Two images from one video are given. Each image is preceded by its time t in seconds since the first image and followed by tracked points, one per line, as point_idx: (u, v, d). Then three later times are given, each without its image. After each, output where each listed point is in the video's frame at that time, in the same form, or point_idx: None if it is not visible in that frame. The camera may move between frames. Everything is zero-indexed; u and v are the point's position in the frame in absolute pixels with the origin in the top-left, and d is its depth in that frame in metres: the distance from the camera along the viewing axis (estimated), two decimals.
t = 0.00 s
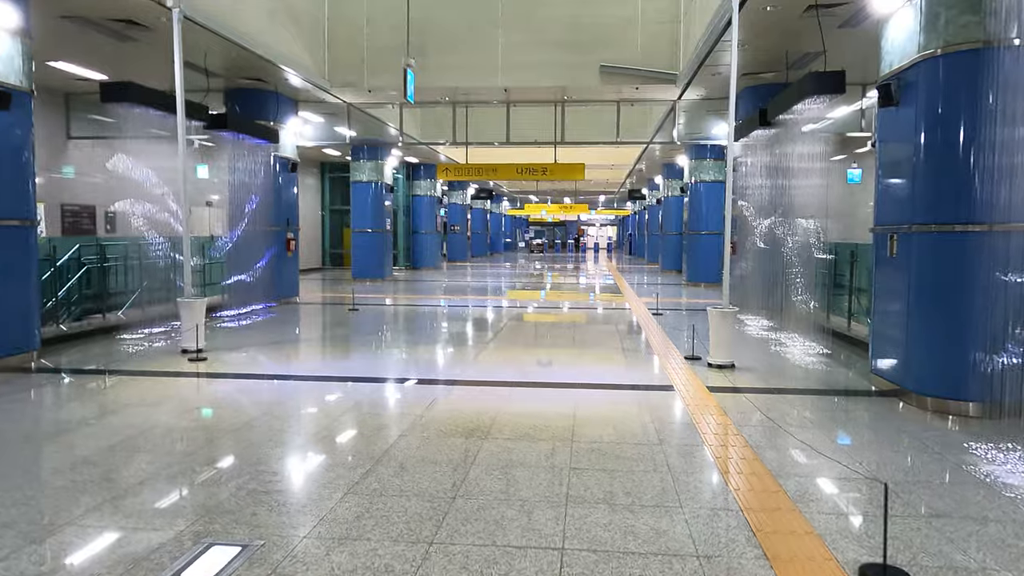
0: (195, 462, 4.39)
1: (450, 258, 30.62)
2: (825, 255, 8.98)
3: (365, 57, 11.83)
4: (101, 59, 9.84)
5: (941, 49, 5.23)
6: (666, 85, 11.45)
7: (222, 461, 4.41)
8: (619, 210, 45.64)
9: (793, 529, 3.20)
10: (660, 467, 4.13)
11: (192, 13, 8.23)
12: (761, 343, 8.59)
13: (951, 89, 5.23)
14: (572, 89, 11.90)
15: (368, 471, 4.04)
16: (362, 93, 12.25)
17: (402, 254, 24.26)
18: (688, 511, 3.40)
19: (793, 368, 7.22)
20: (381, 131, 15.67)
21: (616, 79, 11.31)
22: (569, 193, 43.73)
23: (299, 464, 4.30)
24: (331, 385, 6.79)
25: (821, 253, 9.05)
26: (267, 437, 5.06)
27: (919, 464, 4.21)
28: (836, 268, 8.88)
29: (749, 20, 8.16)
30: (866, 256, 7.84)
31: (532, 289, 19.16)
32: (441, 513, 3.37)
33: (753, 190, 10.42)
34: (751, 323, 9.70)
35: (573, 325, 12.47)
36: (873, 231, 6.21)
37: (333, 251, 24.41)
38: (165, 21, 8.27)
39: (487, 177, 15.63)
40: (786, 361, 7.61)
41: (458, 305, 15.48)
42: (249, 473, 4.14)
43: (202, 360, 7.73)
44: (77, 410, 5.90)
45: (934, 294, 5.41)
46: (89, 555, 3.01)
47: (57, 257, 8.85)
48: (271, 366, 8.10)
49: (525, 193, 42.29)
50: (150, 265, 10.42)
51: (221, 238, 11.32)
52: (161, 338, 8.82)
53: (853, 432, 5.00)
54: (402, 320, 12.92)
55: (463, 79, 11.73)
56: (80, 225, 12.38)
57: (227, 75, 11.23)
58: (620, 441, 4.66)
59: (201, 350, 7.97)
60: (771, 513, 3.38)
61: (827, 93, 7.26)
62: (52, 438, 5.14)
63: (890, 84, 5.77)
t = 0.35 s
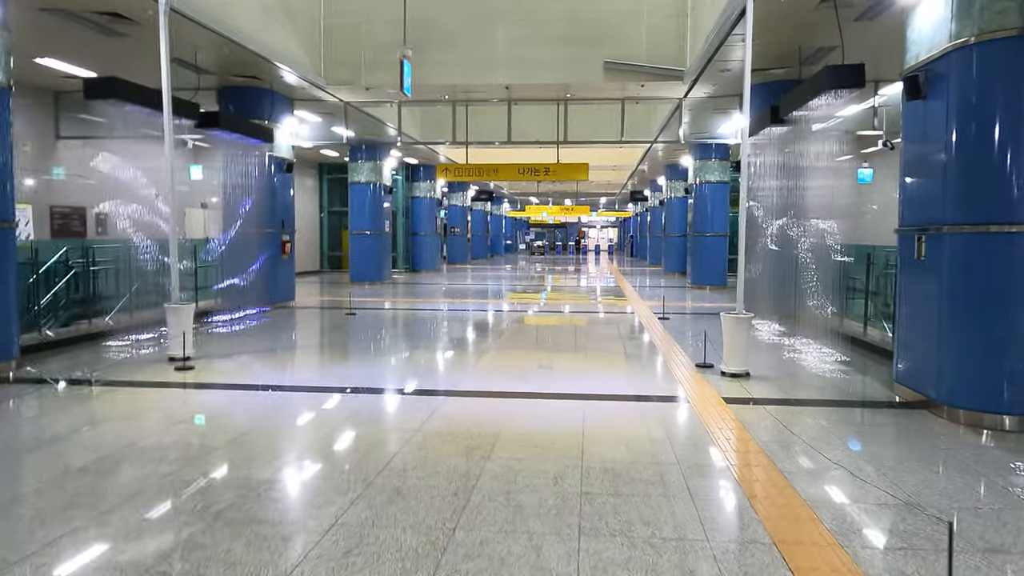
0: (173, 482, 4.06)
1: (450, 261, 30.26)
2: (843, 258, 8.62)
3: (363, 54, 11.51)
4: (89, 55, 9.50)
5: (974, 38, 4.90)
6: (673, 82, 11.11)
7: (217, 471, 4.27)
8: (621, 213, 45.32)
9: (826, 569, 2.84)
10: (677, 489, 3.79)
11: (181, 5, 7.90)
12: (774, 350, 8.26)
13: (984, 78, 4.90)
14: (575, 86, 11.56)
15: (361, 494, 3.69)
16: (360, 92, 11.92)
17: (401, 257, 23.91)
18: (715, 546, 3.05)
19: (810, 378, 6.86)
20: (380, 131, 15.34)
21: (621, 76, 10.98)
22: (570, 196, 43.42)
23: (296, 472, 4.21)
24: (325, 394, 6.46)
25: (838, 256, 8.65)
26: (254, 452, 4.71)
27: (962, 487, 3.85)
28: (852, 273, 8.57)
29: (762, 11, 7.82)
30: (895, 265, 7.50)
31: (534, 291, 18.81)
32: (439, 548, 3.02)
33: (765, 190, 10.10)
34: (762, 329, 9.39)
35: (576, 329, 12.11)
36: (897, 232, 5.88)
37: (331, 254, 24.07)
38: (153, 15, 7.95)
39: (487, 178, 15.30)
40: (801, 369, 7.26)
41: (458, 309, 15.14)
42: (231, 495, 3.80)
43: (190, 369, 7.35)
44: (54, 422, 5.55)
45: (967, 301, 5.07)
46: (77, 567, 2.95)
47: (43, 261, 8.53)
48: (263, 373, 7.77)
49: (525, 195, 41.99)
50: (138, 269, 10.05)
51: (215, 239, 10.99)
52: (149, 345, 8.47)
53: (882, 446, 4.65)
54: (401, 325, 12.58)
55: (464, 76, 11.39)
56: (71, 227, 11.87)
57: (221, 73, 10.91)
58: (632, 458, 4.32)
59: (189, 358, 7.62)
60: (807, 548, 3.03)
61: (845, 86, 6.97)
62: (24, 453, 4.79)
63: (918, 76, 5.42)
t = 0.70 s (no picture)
0: (129, 509, 3.68)
1: (443, 269, 29.89)
2: (852, 266, 8.24)
3: (351, 56, 11.20)
4: (68, 55, 9.18)
5: (993, 31, 4.60)
6: (670, 85, 10.82)
7: (201, 484, 4.13)
8: (616, 219, 45.07)
9: None
10: (683, 518, 3.46)
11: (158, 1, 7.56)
12: (777, 361, 7.97)
13: (1004, 74, 4.61)
14: (570, 89, 11.26)
15: (334, 526, 3.34)
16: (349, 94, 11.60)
17: (393, 264, 23.57)
18: None
19: (816, 390, 6.55)
20: (371, 136, 15.03)
21: (617, 78, 10.70)
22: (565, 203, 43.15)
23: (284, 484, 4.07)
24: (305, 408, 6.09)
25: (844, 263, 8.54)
26: (225, 472, 4.35)
27: (994, 514, 3.52)
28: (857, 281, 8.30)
29: (763, 10, 7.54)
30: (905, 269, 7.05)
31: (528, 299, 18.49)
32: None
33: (763, 196, 9.84)
34: (764, 338, 9.12)
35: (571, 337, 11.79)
36: (910, 238, 5.60)
37: (322, 261, 23.70)
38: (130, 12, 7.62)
39: (480, 183, 14.98)
40: (806, 381, 6.94)
41: (451, 317, 14.81)
42: (191, 526, 3.43)
43: (165, 382, 6.99)
44: (13, 440, 5.18)
45: (986, 312, 4.77)
46: None
47: (16, 269, 8.17)
48: (243, 385, 7.41)
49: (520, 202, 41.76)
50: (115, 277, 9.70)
51: (194, 248, 10.76)
52: (126, 356, 8.11)
53: (901, 465, 4.31)
54: (391, 333, 12.23)
55: (456, 78, 11.09)
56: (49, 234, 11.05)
57: (204, 75, 10.56)
58: (633, 481, 3.98)
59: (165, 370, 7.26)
60: None
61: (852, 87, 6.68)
62: None
63: (933, 72, 5.11)
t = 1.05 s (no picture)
0: (75, 544, 3.32)
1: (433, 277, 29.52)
2: (851, 276, 8.26)
3: (336, 59, 10.88)
4: (40, 56, 8.83)
5: (1009, 29, 4.32)
6: (663, 90, 10.55)
7: (180, 500, 3.93)
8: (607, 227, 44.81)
9: None
10: (685, 559, 3.13)
11: None
12: (776, 375, 7.72)
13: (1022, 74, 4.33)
14: (561, 94, 10.97)
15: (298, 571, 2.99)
16: (333, 98, 11.27)
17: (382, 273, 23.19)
18: None
19: (820, 408, 6.25)
20: (358, 142, 14.70)
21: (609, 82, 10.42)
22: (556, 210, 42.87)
23: (266, 500, 3.90)
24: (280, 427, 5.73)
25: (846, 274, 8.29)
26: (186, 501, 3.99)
27: None
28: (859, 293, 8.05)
29: (761, 11, 7.28)
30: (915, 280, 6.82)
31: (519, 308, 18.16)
32: None
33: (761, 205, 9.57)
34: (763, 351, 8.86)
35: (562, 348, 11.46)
36: (918, 248, 5.32)
37: (309, 269, 23.31)
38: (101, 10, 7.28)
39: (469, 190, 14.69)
40: (808, 398, 6.66)
41: (440, 327, 14.46)
42: (141, 567, 3.08)
43: (133, 400, 6.61)
44: None
45: (1003, 326, 4.48)
46: None
47: None
48: (218, 401, 7.04)
49: (510, 209, 41.47)
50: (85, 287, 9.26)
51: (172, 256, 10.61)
52: (96, 372, 7.72)
53: (918, 493, 4.00)
54: (377, 344, 11.88)
55: (444, 82, 10.78)
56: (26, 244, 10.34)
57: (183, 78, 10.22)
58: (629, 513, 3.65)
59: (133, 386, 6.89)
60: None
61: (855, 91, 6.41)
62: None
63: (944, 74, 4.83)
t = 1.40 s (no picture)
0: None
1: (425, 282, 29.14)
2: (860, 281, 7.82)
3: (324, 57, 10.54)
4: (13, 52, 8.48)
5: None
6: (661, 89, 10.24)
7: (162, 513, 3.81)
8: (601, 233, 44.67)
9: None
10: None
11: None
12: (782, 384, 7.40)
13: None
14: (556, 93, 10.65)
15: None
16: (321, 98, 10.93)
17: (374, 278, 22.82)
18: None
19: (831, 420, 5.92)
20: (348, 145, 14.35)
21: (604, 81, 10.12)
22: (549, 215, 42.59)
23: (252, 510, 3.78)
24: (259, 443, 5.36)
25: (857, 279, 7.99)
26: (148, 528, 3.62)
27: None
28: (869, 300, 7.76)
29: (764, 5, 6.99)
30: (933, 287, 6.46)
31: (513, 314, 17.81)
32: None
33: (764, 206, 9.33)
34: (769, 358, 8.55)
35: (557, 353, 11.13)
36: (937, 251, 5.02)
37: (299, 275, 22.92)
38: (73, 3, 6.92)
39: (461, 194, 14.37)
40: (817, 409, 6.34)
41: (432, 333, 14.10)
42: None
43: (103, 414, 6.22)
44: None
45: None
46: None
47: None
48: (195, 414, 6.65)
49: (503, 213, 41.17)
50: (56, 292, 8.87)
51: (153, 262, 10.22)
52: (67, 384, 7.32)
53: (949, 517, 3.67)
54: (367, 352, 11.50)
55: (435, 82, 10.45)
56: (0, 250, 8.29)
57: (164, 77, 9.87)
58: (635, 543, 3.30)
59: (105, 399, 6.51)
60: None
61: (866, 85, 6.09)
62: None
63: (966, 64, 4.54)
